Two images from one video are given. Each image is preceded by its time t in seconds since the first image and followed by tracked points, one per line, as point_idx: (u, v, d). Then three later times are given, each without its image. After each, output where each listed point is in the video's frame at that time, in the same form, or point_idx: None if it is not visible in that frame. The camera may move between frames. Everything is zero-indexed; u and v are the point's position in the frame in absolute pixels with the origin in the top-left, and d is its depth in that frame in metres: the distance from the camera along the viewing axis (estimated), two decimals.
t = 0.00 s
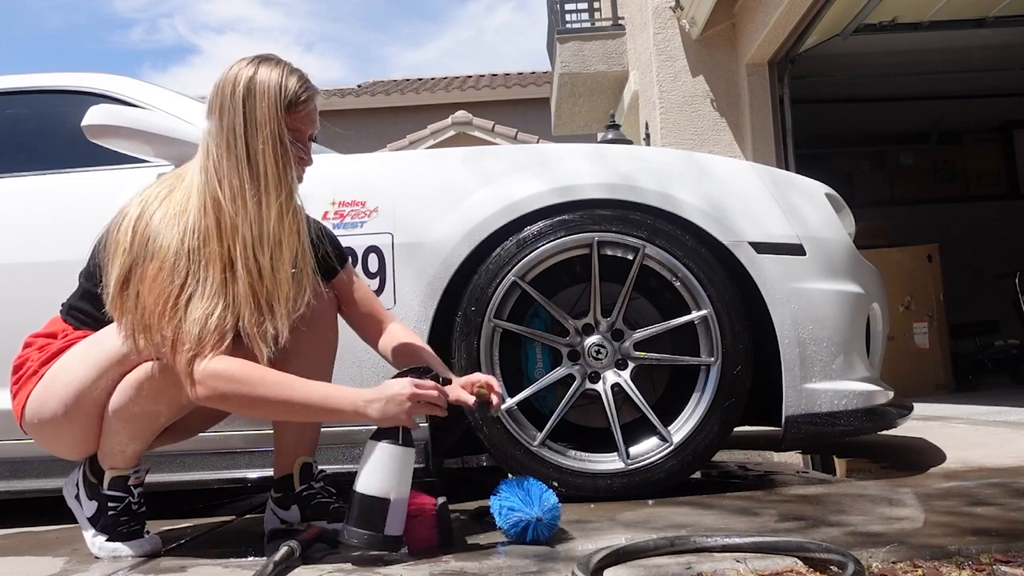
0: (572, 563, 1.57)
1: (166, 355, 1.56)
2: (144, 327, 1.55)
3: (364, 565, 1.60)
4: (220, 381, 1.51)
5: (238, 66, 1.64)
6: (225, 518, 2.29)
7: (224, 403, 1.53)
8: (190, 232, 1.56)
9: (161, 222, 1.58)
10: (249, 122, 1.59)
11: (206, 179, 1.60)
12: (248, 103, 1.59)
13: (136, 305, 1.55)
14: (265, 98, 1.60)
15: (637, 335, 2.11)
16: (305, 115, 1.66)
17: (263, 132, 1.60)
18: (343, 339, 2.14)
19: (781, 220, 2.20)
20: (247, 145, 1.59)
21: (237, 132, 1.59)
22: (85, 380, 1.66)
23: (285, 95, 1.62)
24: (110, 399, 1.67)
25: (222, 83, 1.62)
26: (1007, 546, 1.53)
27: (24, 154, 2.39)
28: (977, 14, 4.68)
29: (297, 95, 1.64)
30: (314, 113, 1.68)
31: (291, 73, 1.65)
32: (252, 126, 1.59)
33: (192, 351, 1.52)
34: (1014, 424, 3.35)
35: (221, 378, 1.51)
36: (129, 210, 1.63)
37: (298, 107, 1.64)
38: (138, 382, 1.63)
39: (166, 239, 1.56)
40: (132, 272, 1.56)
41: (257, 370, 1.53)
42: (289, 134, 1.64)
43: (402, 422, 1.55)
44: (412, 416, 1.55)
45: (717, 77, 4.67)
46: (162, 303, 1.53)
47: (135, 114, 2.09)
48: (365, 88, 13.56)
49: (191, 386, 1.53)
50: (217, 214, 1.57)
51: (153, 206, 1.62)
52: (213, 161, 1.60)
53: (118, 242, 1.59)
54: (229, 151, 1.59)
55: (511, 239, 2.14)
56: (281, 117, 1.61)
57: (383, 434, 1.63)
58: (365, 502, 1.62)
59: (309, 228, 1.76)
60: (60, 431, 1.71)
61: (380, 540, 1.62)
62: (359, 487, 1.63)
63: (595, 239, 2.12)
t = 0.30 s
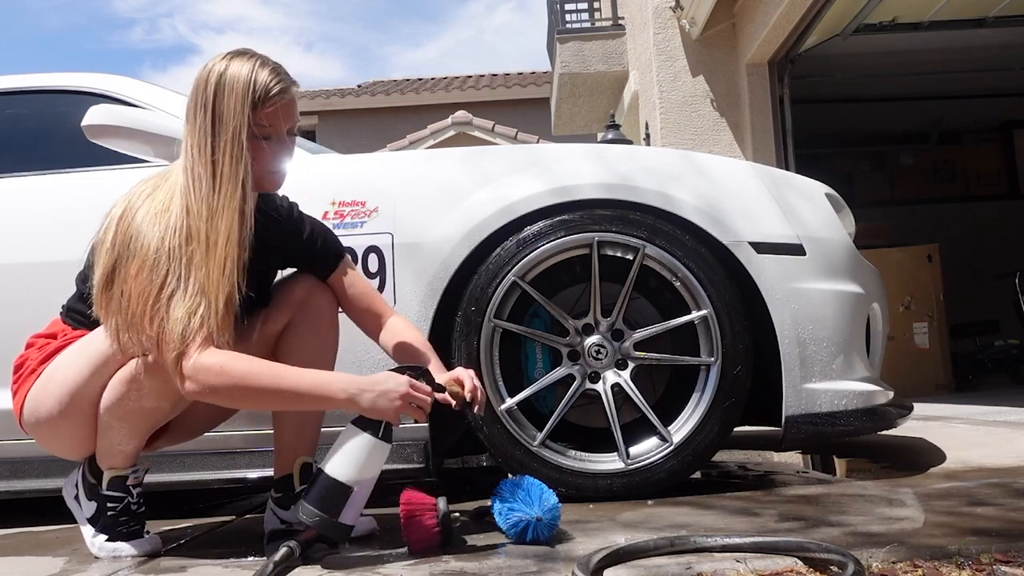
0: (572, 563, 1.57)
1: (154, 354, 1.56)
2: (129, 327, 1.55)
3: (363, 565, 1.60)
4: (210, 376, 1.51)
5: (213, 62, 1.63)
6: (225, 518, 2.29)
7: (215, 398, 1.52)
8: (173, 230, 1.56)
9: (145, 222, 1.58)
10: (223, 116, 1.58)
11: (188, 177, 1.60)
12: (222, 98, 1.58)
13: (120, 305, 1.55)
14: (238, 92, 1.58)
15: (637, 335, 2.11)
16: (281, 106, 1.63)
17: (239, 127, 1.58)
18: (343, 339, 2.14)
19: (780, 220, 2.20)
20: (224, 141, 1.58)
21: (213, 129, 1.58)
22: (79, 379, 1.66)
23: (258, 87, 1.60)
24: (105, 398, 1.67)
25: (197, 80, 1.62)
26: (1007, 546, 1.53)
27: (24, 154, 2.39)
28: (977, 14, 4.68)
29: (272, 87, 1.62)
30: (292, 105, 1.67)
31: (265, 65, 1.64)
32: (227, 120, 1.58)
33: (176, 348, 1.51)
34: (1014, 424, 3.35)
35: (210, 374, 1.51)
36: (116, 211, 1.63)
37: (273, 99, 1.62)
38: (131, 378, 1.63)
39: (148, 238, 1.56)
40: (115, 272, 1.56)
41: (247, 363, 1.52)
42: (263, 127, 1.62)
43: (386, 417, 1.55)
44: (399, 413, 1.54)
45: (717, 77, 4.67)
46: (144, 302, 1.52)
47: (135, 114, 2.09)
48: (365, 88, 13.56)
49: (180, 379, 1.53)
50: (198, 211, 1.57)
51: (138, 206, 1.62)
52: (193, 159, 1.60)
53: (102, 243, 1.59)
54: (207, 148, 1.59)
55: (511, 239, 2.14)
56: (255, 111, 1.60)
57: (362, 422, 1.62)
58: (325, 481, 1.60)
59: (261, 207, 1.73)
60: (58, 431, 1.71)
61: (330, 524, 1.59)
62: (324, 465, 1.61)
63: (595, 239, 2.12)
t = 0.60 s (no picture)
0: (572, 563, 1.57)
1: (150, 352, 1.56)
2: (125, 325, 1.55)
3: (363, 566, 1.60)
4: (207, 373, 1.51)
5: (205, 62, 1.64)
6: (225, 518, 2.29)
7: (213, 395, 1.52)
8: (168, 228, 1.56)
9: (139, 220, 1.58)
10: (214, 115, 1.58)
11: (182, 176, 1.60)
12: (213, 97, 1.58)
13: (115, 303, 1.55)
14: (228, 91, 1.58)
15: (637, 335, 2.11)
16: (274, 104, 1.63)
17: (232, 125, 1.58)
18: (343, 339, 2.15)
19: (780, 220, 2.20)
20: (215, 140, 1.58)
21: (205, 127, 1.58)
22: (76, 377, 1.66)
23: (249, 86, 1.60)
24: (101, 397, 1.67)
25: (190, 81, 1.62)
26: (1007, 546, 1.53)
27: (24, 154, 2.39)
28: (977, 14, 4.68)
29: (263, 86, 1.62)
30: (285, 103, 1.66)
31: (256, 64, 1.63)
32: (218, 119, 1.58)
33: (172, 347, 1.51)
34: (1014, 424, 3.35)
35: (207, 371, 1.50)
36: (110, 210, 1.64)
37: (264, 97, 1.62)
38: (126, 376, 1.63)
39: (141, 236, 1.56)
40: (110, 270, 1.56)
41: (241, 363, 1.51)
42: (253, 125, 1.62)
43: (381, 419, 1.54)
44: (394, 416, 1.54)
45: (717, 77, 4.67)
46: (138, 300, 1.52)
47: (135, 114, 2.09)
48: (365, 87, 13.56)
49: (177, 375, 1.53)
50: (192, 210, 1.57)
51: (133, 205, 1.62)
52: (187, 158, 1.60)
53: (97, 242, 1.60)
54: (199, 147, 1.59)
55: (511, 239, 2.14)
56: (246, 110, 1.60)
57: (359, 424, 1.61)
58: (319, 481, 1.60)
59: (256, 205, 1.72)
60: (55, 431, 1.71)
61: (320, 524, 1.59)
62: (318, 464, 1.61)
63: (595, 239, 2.12)
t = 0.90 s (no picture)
0: (571, 563, 1.57)
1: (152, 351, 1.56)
2: (127, 324, 1.55)
3: (363, 566, 1.60)
4: (210, 373, 1.50)
5: (206, 63, 1.64)
6: (225, 518, 2.29)
7: (215, 395, 1.52)
8: (171, 227, 1.56)
9: (142, 219, 1.58)
10: (217, 115, 1.58)
11: (185, 175, 1.60)
12: (216, 97, 1.59)
13: (118, 302, 1.55)
14: (231, 91, 1.59)
15: (637, 335, 2.11)
16: (275, 105, 1.64)
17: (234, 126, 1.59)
18: (343, 339, 2.14)
19: (780, 220, 2.20)
20: (218, 140, 1.59)
21: (208, 127, 1.59)
22: (76, 377, 1.65)
23: (251, 87, 1.61)
24: (102, 397, 1.67)
25: (192, 81, 1.63)
26: (1007, 546, 1.53)
27: (23, 154, 2.39)
28: (977, 14, 4.68)
29: (265, 87, 1.63)
30: (286, 104, 1.67)
31: (257, 66, 1.65)
32: (221, 119, 1.58)
33: (175, 346, 1.51)
34: (1013, 424, 3.35)
35: (210, 370, 1.50)
36: (112, 209, 1.63)
37: (266, 98, 1.63)
38: (127, 375, 1.63)
39: (144, 236, 1.56)
40: (112, 269, 1.56)
41: (244, 363, 1.51)
42: (255, 125, 1.63)
43: (383, 423, 1.53)
44: (396, 420, 1.53)
45: (717, 77, 4.67)
46: (141, 299, 1.52)
47: (135, 114, 2.09)
48: (365, 88, 13.56)
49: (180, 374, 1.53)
50: (195, 209, 1.57)
51: (135, 204, 1.62)
52: (190, 158, 1.60)
53: (99, 241, 1.60)
54: (201, 147, 1.59)
55: (511, 239, 2.14)
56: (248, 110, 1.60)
57: (362, 426, 1.61)
58: (323, 486, 1.59)
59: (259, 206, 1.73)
60: (55, 431, 1.71)
61: (326, 529, 1.57)
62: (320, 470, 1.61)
63: (595, 239, 2.12)
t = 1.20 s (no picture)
0: (571, 563, 1.57)
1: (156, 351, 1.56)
2: (131, 322, 1.54)
3: (363, 565, 1.60)
4: (214, 373, 1.51)
5: (209, 63, 1.65)
6: (225, 518, 2.30)
7: (219, 395, 1.52)
8: (175, 226, 1.56)
9: (146, 218, 1.58)
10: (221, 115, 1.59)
11: (188, 175, 1.60)
12: (219, 97, 1.59)
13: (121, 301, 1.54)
14: (234, 93, 1.59)
15: (637, 335, 2.11)
16: (278, 105, 1.64)
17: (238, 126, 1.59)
18: (342, 339, 2.14)
19: (780, 220, 2.21)
20: (221, 140, 1.59)
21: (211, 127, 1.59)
22: (77, 377, 1.66)
23: (255, 88, 1.62)
24: (103, 397, 1.67)
25: (195, 81, 1.63)
26: (1007, 546, 1.53)
27: (23, 154, 2.39)
28: (977, 14, 4.68)
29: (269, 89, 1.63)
30: (289, 105, 1.67)
31: (261, 67, 1.65)
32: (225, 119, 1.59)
33: (178, 345, 1.51)
34: (1013, 424, 3.35)
35: (215, 369, 1.50)
36: (114, 208, 1.63)
37: (269, 98, 1.63)
38: (129, 375, 1.63)
39: (148, 234, 1.56)
40: (116, 268, 1.56)
41: (247, 364, 1.51)
42: (258, 126, 1.63)
43: (385, 424, 1.53)
44: (398, 422, 1.53)
45: (717, 77, 4.67)
46: (145, 297, 1.52)
47: (135, 115, 2.09)
48: (365, 88, 13.56)
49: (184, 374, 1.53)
50: (198, 209, 1.57)
51: (138, 203, 1.62)
52: (193, 157, 1.60)
53: (102, 239, 1.59)
54: (204, 147, 1.59)
55: (511, 239, 2.14)
56: (252, 111, 1.61)
57: (362, 426, 1.61)
58: (320, 483, 1.58)
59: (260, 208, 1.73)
60: (55, 431, 1.70)
61: (321, 527, 1.57)
62: (319, 467, 1.60)
63: (595, 239, 2.12)
